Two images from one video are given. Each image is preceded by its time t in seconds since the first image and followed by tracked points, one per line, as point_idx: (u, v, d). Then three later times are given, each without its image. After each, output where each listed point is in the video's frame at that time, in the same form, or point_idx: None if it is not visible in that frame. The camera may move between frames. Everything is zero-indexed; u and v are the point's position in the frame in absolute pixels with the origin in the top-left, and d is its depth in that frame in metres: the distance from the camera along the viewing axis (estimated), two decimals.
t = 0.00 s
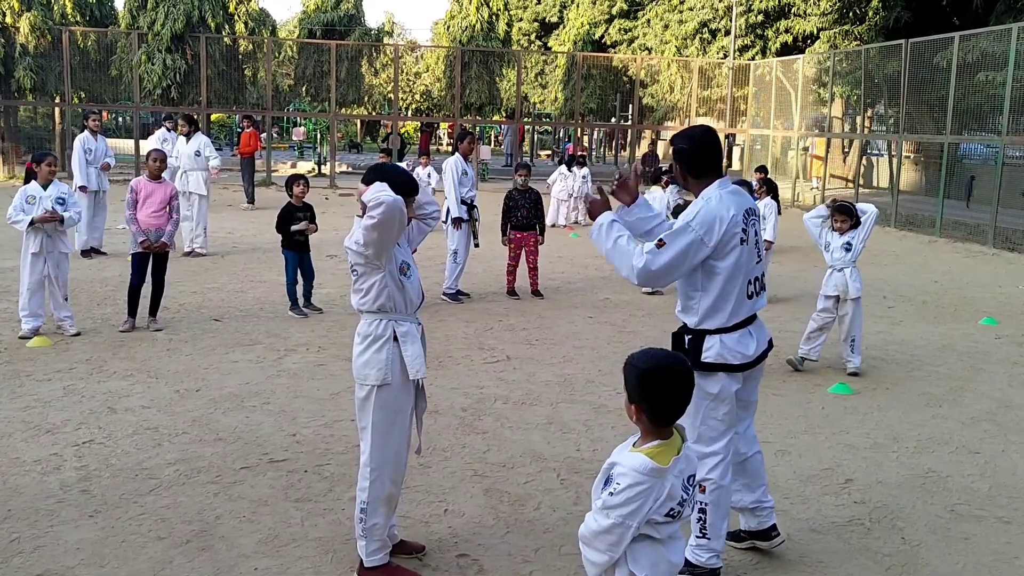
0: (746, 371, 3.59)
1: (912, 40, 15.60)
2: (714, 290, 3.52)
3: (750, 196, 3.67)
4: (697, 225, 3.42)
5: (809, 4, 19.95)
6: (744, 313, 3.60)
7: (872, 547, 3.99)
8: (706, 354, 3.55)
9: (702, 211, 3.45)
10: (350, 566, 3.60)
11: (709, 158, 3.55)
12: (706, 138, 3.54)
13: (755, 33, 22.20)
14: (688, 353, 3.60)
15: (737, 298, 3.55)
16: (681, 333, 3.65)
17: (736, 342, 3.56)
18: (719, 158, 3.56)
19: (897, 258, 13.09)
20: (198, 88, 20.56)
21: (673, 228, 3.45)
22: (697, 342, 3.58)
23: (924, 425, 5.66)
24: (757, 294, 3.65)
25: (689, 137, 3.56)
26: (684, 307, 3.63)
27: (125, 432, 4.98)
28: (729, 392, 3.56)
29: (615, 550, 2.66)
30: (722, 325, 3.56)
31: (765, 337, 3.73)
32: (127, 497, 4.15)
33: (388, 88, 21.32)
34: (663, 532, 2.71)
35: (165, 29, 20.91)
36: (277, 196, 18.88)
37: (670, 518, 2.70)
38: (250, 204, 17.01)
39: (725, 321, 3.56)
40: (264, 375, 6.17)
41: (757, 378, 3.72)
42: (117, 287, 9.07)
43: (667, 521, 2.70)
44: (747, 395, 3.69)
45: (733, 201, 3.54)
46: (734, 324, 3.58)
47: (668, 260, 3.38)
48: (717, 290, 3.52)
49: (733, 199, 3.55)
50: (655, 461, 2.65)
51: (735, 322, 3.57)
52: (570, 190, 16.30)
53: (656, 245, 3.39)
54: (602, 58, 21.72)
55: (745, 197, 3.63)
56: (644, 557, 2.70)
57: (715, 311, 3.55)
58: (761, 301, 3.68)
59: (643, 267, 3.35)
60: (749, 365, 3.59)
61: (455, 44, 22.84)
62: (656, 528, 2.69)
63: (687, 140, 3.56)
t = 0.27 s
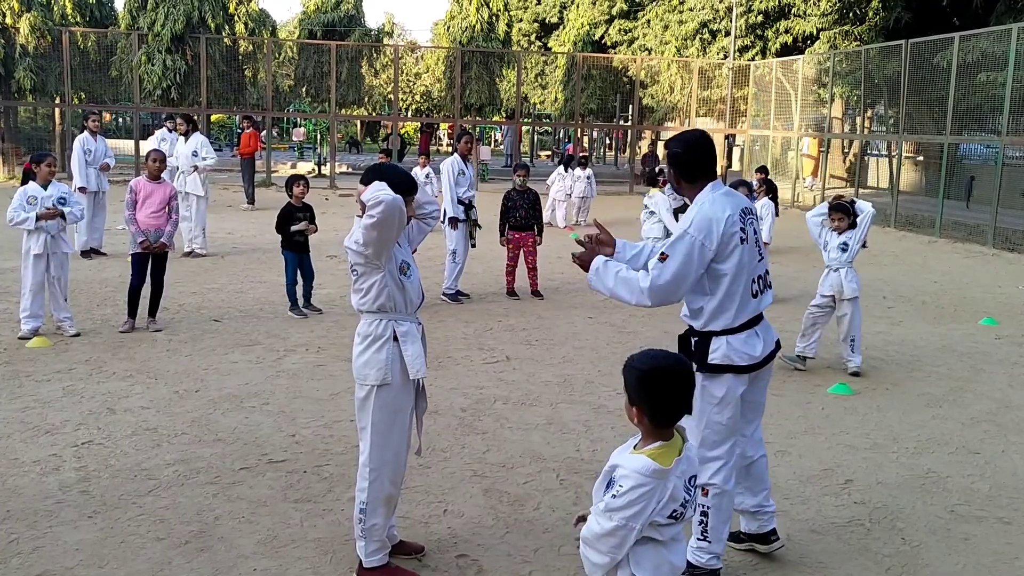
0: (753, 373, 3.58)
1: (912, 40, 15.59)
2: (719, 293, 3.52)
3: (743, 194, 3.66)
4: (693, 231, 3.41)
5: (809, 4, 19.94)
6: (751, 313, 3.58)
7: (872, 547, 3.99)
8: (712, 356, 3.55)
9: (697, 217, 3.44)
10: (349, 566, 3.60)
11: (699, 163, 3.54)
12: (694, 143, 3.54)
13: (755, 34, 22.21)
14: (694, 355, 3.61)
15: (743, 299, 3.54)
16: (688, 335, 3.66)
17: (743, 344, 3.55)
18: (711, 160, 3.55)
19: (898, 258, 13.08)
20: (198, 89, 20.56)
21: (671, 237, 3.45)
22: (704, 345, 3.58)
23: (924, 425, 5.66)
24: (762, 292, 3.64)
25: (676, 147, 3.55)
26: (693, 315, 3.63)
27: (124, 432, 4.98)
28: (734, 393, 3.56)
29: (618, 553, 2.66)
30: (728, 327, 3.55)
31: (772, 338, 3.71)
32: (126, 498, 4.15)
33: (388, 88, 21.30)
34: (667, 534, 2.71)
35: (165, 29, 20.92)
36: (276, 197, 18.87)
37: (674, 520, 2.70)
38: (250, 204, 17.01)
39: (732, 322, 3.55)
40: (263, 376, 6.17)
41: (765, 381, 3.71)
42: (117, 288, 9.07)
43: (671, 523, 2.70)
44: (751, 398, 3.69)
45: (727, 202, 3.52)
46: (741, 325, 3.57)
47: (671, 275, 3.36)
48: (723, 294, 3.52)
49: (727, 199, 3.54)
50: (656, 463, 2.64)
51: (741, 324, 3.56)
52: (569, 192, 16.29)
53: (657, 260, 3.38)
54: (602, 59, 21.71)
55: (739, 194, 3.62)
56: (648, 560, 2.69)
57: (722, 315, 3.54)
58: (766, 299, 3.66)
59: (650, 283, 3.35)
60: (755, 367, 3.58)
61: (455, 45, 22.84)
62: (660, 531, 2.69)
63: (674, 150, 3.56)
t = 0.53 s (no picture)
0: (750, 371, 3.58)
1: (911, 41, 15.59)
2: (712, 288, 3.51)
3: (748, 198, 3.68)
4: (696, 222, 3.42)
5: (809, 5, 19.93)
6: (742, 313, 3.58)
7: (871, 547, 3.99)
8: (709, 356, 3.54)
9: (701, 210, 3.45)
10: (347, 566, 3.59)
11: (711, 159, 3.55)
12: (711, 139, 3.53)
13: (755, 34, 22.23)
14: (691, 355, 3.59)
15: (736, 297, 3.53)
16: (682, 335, 3.64)
17: (739, 343, 3.55)
18: (723, 159, 3.54)
19: (897, 258, 13.07)
20: (198, 90, 20.56)
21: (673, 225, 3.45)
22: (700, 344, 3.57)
23: (923, 425, 5.65)
24: (755, 295, 3.64)
25: (691, 139, 3.56)
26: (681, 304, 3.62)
27: (123, 433, 4.97)
28: (731, 392, 3.56)
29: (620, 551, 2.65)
30: (725, 327, 3.55)
31: (767, 337, 3.72)
32: (125, 498, 4.15)
33: (388, 89, 21.29)
34: (669, 533, 2.70)
35: (165, 30, 20.92)
36: (276, 197, 18.86)
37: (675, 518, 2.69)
38: (249, 205, 17.00)
39: (726, 323, 3.55)
40: (262, 376, 6.17)
41: (762, 379, 3.72)
42: (116, 288, 9.07)
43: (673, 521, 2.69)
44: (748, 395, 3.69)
45: (732, 201, 3.53)
46: (736, 324, 3.57)
47: (665, 257, 3.38)
48: (715, 289, 3.51)
49: (732, 198, 3.54)
50: (655, 461, 2.64)
51: (735, 323, 3.56)
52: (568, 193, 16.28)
53: (656, 240, 3.40)
54: (602, 59, 21.70)
55: (744, 198, 3.64)
56: (651, 559, 2.69)
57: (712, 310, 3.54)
58: (759, 300, 3.67)
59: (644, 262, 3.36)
60: (752, 366, 3.58)
61: (454, 45, 22.85)
62: (662, 529, 2.68)
63: (689, 141, 3.56)
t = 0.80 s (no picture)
0: (746, 371, 3.59)
1: (911, 41, 15.59)
2: (712, 288, 3.52)
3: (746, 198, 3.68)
4: (698, 223, 3.42)
5: (808, 5, 19.90)
6: (741, 313, 3.59)
7: (869, 547, 3.99)
8: (705, 357, 3.54)
9: (702, 211, 3.44)
10: (345, 567, 3.60)
11: (707, 159, 3.54)
12: (706, 139, 3.52)
13: (754, 35, 22.26)
14: (687, 356, 3.59)
15: (736, 298, 3.55)
16: (679, 335, 3.63)
17: (735, 342, 3.56)
18: (718, 160, 3.55)
19: (896, 259, 13.08)
20: (197, 90, 20.57)
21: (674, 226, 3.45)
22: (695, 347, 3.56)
23: (922, 425, 5.66)
24: (752, 295, 3.66)
25: (681, 140, 3.54)
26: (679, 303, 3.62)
27: (121, 434, 4.98)
28: (727, 393, 3.56)
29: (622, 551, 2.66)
30: (721, 327, 3.55)
31: (763, 335, 3.73)
32: (123, 499, 4.15)
33: (387, 90, 21.26)
34: (671, 532, 2.70)
35: (164, 30, 20.94)
36: (275, 198, 18.86)
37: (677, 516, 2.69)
38: (248, 205, 16.99)
39: (723, 323, 3.56)
40: (261, 377, 6.17)
41: (757, 378, 3.72)
42: (115, 289, 9.07)
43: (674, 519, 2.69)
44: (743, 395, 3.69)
45: (732, 202, 3.54)
46: (734, 323, 3.58)
47: (667, 259, 3.39)
48: (716, 289, 3.52)
49: (731, 198, 3.55)
50: (654, 459, 2.65)
51: (734, 323, 3.57)
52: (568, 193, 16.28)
53: (658, 240, 3.41)
54: (601, 60, 21.69)
55: (742, 197, 3.64)
56: (654, 558, 2.70)
57: (712, 311, 3.54)
58: (756, 300, 3.68)
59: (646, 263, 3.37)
60: (748, 365, 3.60)
61: (453, 46, 22.86)
62: (664, 528, 2.69)
63: (684, 140, 3.54)
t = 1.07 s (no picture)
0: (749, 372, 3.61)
1: (909, 41, 15.61)
2: (719, 292, 3.51)
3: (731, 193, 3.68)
4: (696, 233, 3.40)
5: (807, 5, 19.91)
6: (746, 311, 3.60)
7: (868, 546, 3.99)
8: (710, 358, 3.57)
9: (697, 219, 3.42)
10: (344, 568, 3.60)
11: (686, 166, 3.55)
12: (678, 148, 3.54)
13: (753, 35, 22.31)
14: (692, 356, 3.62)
15: (741, 299, 3.56)
16: (681, 336, 3.65)
17: (738, 344, 3.58)
18: (695, 164, 3.55)
19: (895, 258, 13.09)
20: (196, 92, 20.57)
21: (672, 241, 3.43)
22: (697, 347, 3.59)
23: (921, 425, 5.66)
24: (755, 292, 3.66)
25: (657, 154, 3.55)
26: (688, 315, 3.60)
27: (121, 435, 4.98)
28: (731, 394, 3.57)
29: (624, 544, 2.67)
30: (723, 328, 3.57)
31: (765, 334, 3.73)
32: (122, 500, 4.15)
33: (386, 90, 21.26)
34: (675, 530, 2.69)
35: (163, 32, 20.92)
36: (274, 200, 18.86)
37: (682, 514, 2.68)
38: (247, 206, 16.97)
39: (728, 324, 3.57)
40: (260, 378, 6.17)
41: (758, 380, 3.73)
42: (113, 291, 9.06)
43: (679, 517, 2.69)
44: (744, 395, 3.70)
45: (723, 202, 3.52)
46: (737, 324, 3.58)
47: (678, 277, 3.36)
48: (724, 293, 3.52)
49: (721, 199, 3.54)
50: (662, 453, 2.67)
51: (738, 323, 3.58)
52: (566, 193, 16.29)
53: (663, 260, 3.38)
54: (599, 60, 21.68)
55: (728, 193, 3.64)
56: (658, 556, 2.70)
57: (722, 316, 3.55)
58: (758, 298, 3.69)
59: (660, 287, 3.34)
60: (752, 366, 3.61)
61: (452, 46, 22.88)
62: (669, 525, 2.69)
63: (659, 155, 3.54)
